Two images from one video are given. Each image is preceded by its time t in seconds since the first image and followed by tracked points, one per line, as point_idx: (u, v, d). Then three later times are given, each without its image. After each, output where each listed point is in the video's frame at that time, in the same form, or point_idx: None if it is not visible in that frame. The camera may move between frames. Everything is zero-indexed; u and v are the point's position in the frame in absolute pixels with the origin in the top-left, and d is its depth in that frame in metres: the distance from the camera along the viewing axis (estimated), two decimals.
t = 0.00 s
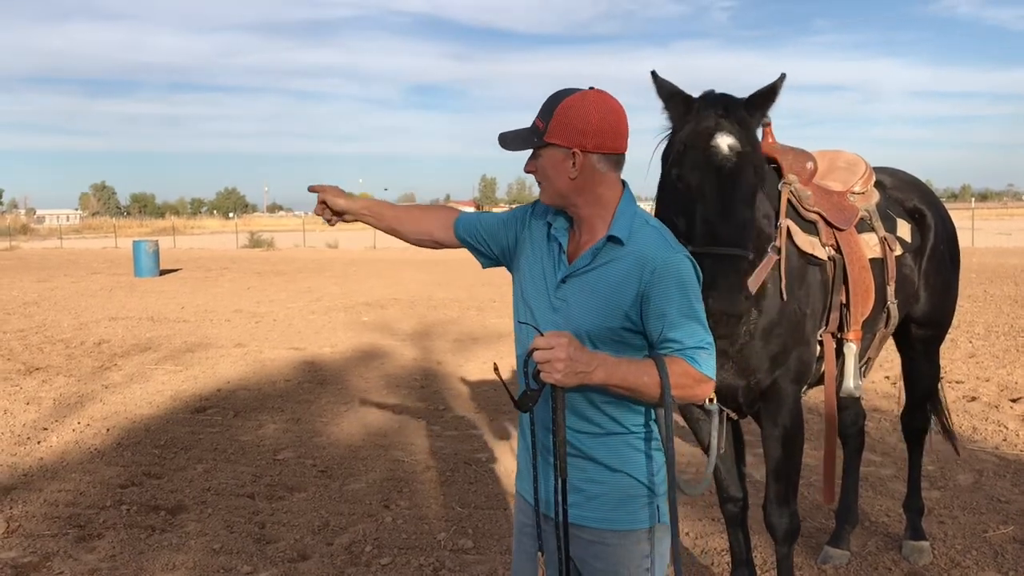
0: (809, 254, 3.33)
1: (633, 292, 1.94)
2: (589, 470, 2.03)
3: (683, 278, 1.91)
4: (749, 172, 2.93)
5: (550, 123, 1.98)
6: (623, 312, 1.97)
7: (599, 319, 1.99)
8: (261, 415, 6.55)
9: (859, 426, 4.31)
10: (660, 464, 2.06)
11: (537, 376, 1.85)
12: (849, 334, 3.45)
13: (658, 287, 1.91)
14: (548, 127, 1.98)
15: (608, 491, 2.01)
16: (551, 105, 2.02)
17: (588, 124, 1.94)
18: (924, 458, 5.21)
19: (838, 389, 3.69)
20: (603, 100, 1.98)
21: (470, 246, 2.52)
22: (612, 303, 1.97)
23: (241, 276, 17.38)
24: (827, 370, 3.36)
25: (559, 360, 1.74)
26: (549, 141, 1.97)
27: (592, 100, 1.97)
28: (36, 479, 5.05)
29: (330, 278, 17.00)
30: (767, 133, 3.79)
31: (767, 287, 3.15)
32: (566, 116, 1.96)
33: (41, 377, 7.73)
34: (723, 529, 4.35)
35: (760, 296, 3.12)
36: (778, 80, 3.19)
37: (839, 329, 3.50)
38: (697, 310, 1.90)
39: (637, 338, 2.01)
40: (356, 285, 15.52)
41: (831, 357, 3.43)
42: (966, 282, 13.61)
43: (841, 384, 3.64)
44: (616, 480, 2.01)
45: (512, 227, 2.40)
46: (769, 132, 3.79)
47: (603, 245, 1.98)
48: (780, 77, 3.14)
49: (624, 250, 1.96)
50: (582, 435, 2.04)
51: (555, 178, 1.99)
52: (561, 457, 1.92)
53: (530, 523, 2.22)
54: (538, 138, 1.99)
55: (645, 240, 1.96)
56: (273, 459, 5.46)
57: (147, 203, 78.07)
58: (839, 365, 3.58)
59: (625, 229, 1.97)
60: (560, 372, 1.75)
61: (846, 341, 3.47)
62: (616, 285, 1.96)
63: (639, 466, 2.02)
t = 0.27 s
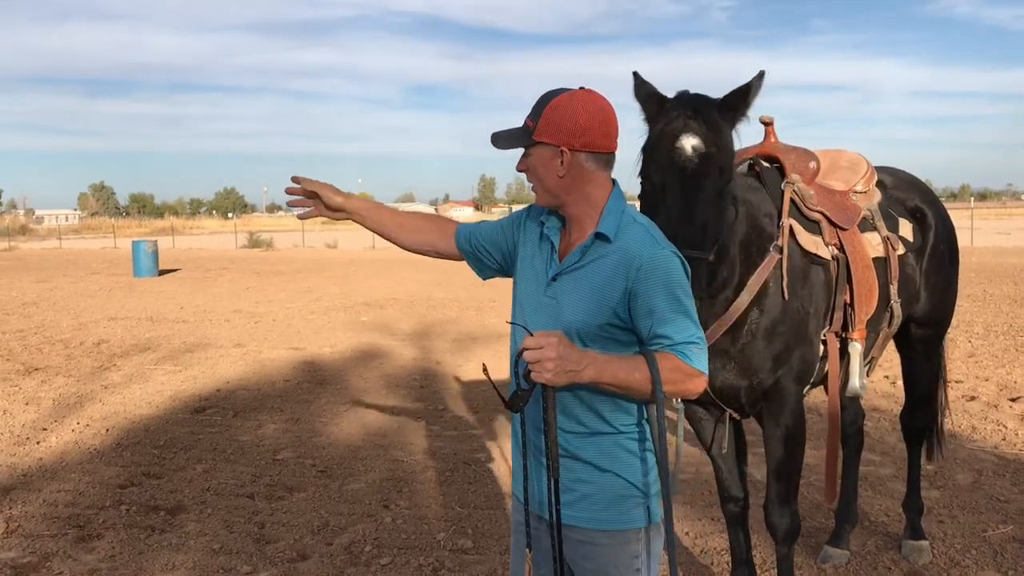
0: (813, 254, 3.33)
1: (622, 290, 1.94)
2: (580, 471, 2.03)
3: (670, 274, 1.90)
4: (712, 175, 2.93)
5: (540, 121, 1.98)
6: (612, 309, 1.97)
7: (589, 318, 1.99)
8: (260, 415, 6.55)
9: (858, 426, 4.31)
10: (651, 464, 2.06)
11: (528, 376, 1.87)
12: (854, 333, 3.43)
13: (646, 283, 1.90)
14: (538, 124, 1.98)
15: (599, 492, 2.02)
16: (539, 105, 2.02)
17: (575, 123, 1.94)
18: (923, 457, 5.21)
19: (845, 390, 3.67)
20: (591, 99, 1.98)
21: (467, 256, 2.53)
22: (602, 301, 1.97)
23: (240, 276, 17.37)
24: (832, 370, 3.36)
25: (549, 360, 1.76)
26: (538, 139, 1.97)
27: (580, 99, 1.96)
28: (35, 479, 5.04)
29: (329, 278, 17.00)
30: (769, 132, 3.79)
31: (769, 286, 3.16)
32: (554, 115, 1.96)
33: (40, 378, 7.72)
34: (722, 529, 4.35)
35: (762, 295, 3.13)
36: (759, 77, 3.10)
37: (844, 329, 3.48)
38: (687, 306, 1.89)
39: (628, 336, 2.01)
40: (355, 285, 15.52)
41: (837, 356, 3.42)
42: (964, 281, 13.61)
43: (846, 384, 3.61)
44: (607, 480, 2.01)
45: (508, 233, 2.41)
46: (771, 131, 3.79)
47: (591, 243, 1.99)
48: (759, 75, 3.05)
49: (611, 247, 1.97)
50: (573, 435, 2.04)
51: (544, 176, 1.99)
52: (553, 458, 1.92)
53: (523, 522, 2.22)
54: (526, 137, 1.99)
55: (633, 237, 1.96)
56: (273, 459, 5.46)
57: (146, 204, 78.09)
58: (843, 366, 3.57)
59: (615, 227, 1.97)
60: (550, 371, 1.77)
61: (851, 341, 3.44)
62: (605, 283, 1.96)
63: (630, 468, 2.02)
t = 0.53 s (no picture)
0: (816, 254, 3.31)
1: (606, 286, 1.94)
2: (570, 470, 2.04)
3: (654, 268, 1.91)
4: (692, 179, 2.90)
5: (524, 122, 1.98)
6: (598, 306, 1.97)
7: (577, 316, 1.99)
8: (260, 415, 6.55)
9: (858, 426, 4.32)
10: (641, 464, 2.05)
11: (516, 378, 1.87)
12: (857, 334, 3.44)
13: (630, 279, 1.90)
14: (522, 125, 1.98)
15: (588, 492, 2.02)
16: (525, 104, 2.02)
17: (560, 122, 1.94)
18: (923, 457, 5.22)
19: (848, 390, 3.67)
20: (576, 98, 1.98)
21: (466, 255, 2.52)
22: (588, 297, 1.97)
23: (240, 277, 17.37)
24: (833, 370, 3.38)
25: (536, 361, 1.76)
26: (523, 138, 1.97)
27: (565, 99, 1.97)
28: (36, 480, 5.04)
29: (329, 278, 17.00)
30: (772, 132, 3.79)
31: (771, 285, 3.16)
32: (539, 115, 1.95)
33: (40, 378, 7.72)
34: (722, 529, 4.35)
35: (765, 295, 3.14)
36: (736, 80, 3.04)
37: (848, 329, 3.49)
38: (671, 299, 1.89)
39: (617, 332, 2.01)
40: (355, 286, 15.52)
41: (840, 357, 3.42)
42: (965, 281, 13.62)
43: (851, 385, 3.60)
44: (597, 480, 2.01)
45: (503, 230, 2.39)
46: (774, 132, 3.79)
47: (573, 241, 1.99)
48: (733, 77, 3.00)
49: (594, 244, 1.96)
50: (563, 434, 2.04)
51: (529, 175, 1.99)
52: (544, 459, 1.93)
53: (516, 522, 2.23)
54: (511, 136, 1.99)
55: (615, 233, 1.96)
56: (273, 459, 5.46)
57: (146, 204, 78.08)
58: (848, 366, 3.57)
59: (598, 224, 1.97)
60: (538, 372, 1.76)
61: (856, 341, 3.47)
62: (590, 280, 1.96)
63: (621, 467, 2.02)
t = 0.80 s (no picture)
0: (817, 254, 3.31)
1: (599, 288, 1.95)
2: (569, 470, 2.03)
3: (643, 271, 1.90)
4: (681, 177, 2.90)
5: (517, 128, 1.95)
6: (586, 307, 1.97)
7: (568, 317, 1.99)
8: (259, 416, 6.54)
9: (859, 426, 4.31)
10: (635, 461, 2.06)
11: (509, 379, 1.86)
12: (860, 334, 3.44)
13: (619, 280, 1.91)
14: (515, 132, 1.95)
15: (587, 490, 2.01)
16: (510, 111, 2.01)
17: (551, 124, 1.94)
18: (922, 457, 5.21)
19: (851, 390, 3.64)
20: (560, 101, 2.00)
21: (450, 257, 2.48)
22: (582, 299, 1.97)
23: (240, 277, 17.36)
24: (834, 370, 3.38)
25: (528, 362, 1.75)
26: (512, 147, 1.95)
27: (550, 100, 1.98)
28: (35, 481, 5.04)
29: (330, 279, 17.00)
30: (773, 132, 3.79)
31: (771, 286, 3.16)
32: (529, 119, 1.95)
33: (40, 380, 7.71)
34: (722, 529, 4.35)
35: (765, 296, 3.14)
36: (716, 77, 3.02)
37: (850, 329, 3.49)
38: (661, 301, 1.89)
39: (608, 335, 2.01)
40: (355, 286, 15.51)
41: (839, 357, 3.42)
42: (964, 281, 13.63)
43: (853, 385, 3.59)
44: (596, 477, 2.01)
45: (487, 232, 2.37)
46: (776, 132, 3.79)
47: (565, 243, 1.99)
48: (711, 75, 2.99)
49: (588, 247, 1.97)
50: (562, 434, 2.04)
51: (521, 183, 1.98)
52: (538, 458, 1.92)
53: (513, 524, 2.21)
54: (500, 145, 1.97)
55: (606, 235, 1.96)
56: (273, 460, 5.46)
57: (145, 205, 78.05)
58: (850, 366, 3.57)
59: (591, 226, 1.98)
60: (531, 372, 1.76)
61: (858, 341, 3.46)
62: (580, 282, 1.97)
63: (616, 464, 2.03)
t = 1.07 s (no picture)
0: (818, 254, 3.31)
1: (620, 284, 1.95)
2: (577, 471, 2.02)
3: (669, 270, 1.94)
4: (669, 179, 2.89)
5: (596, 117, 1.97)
6: (598, 302, 1.97)
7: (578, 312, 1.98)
8: (259, 417, 6.54)
9: (859, 427, 4.31)
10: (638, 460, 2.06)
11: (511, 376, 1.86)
12: (861, 334, 3.43)
13: (643, 277, 1.92)
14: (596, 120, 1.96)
15: (594, 490, 2.01)
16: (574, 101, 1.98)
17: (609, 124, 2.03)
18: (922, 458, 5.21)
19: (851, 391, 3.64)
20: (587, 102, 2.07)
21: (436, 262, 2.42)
22: (599, 290, 1.97)
23: (239, 278, 17.36)
24: (836, 370, 3.37)
25: (527, 357, 1.76)
26: (600, 138, 1.96)
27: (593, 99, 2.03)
28: (34, 482, 5.03)
29: (329, 280, 17.00)
30: (774, 133, 3.79)
31: (772, 287, 3.15)
32: (602, 114, 2.00)
33: (39, 381, 7.71)
34: (722, 530, 4.35)
35: (766, 296, 3.14)
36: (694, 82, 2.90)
37: (851, 330, 3.49)
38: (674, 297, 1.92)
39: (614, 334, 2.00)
40: (355, 287, 15.51)
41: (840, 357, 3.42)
42: (964, 281, 13.64)
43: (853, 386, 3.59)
44: (605, 477, 2.01)
45: (478, 235, 2.34)
46: (776, 132, 3.79)
47: (593, 233, 2.00)
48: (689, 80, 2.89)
49: (613, 237, 1.99)
50: (568, 435, 2.02)
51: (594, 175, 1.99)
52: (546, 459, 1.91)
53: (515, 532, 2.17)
54: (591, 134, 1.94)
55: (634, 232, 1.99)
56: (272, 461, 5.45)
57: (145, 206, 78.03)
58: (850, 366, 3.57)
59: (621, 221, 2.01)
60: (530, 367, 1.76)
61: (859, 341, 3.46)
62: (597, 275, 1.97)
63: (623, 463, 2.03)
